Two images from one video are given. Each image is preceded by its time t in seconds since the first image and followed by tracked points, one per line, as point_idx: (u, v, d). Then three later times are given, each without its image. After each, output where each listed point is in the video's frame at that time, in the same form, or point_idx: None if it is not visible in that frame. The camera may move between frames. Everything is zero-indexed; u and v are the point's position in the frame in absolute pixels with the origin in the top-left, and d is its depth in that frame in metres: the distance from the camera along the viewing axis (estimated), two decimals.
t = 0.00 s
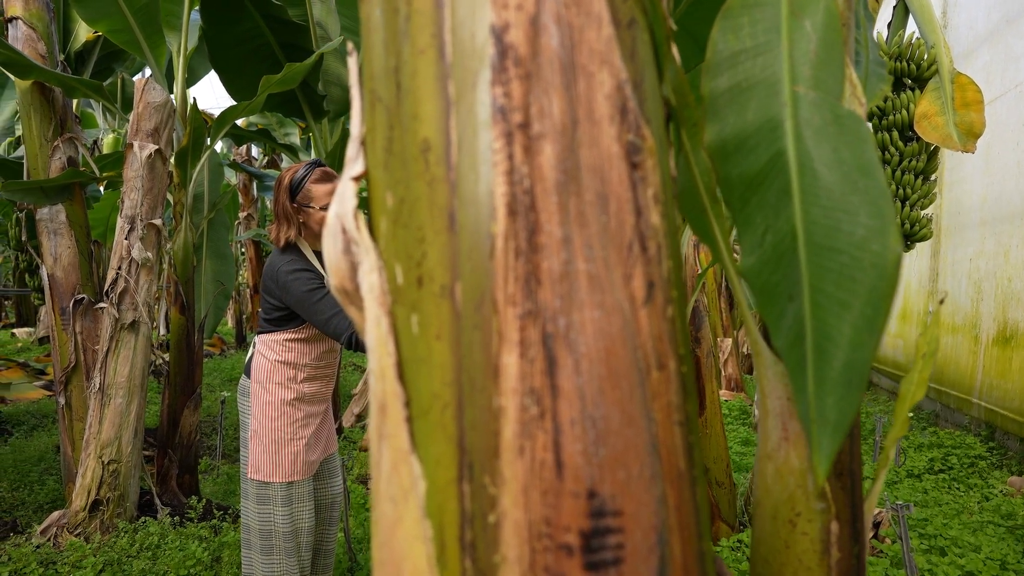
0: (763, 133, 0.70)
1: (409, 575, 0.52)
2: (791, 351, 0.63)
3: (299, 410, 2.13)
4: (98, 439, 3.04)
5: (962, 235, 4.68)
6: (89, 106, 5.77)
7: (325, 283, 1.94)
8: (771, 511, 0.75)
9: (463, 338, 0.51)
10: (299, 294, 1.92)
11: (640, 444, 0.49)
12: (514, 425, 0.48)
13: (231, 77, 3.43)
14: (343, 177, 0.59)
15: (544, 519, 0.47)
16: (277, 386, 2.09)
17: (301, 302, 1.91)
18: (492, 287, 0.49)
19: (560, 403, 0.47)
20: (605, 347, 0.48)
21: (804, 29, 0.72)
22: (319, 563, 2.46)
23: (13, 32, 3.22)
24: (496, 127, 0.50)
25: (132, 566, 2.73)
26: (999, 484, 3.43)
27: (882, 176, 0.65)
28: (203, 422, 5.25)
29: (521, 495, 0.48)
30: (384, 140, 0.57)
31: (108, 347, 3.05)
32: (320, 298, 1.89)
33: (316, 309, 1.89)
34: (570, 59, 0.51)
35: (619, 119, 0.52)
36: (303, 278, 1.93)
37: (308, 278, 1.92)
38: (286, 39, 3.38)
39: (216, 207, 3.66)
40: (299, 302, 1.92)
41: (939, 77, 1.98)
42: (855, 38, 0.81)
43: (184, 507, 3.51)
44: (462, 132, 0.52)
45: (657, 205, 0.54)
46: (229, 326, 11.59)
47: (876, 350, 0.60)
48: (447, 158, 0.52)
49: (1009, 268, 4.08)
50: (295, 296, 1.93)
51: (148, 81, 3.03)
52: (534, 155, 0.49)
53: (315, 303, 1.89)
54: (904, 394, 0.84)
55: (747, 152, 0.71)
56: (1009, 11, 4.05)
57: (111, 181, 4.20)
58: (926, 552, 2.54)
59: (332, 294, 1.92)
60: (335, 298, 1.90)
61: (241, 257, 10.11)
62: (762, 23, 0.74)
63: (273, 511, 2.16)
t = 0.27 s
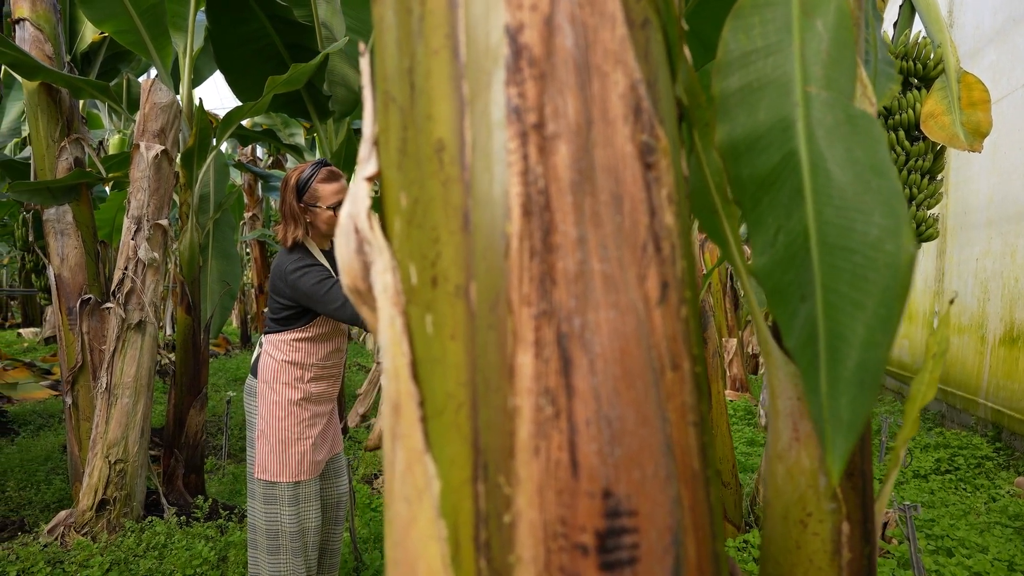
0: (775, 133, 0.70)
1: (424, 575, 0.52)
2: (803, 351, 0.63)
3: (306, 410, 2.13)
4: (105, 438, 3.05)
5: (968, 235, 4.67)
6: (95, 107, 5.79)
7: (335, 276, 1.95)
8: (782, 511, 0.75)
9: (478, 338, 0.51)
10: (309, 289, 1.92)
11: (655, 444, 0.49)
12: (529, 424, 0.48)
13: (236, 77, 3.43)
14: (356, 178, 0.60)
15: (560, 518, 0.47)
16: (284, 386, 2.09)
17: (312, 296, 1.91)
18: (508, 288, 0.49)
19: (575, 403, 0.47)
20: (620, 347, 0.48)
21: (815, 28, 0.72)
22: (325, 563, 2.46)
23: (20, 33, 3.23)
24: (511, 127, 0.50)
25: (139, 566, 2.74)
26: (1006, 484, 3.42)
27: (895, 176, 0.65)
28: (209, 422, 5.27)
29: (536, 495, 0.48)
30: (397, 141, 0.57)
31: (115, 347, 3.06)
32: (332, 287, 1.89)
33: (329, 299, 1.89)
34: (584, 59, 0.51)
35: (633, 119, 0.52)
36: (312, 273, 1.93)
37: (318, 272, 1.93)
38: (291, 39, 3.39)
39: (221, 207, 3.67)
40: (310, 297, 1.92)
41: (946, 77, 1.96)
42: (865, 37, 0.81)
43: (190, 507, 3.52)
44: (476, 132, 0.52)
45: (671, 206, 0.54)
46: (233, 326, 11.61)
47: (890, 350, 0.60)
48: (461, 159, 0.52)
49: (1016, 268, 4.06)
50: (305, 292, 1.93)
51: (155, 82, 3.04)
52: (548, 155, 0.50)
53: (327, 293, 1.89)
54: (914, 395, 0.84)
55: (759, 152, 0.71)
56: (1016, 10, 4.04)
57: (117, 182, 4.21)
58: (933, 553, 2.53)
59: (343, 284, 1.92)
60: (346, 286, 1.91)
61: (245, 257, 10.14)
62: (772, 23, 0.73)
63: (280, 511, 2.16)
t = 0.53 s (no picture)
0: (788, 134, 0.70)
1: None
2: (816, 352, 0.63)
3: (313, 410, 2.13)
4: (112, 438, 3.06)
5: (975, 235, 4.65)
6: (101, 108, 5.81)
7: (341, 269, 1.95)
8: (793, 513, 0.74)
9: (492, 340, 0.51)
10: (317, 283, 1.92)
11: (670, 445, 0.49)
12: (544, 426, 0.48)
13: (242, 77, 3.45)
14: (371, 179, 0.60)
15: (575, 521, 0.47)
16: (292, 386, 2.09)
17: (319, 290, 1.91)
18: (523, 289, 0.49)
19: (591, 405, 0.47)
20: (635, 349, 0.48)
21: (828, 28, 0.71)
22: (331, 563, 2.46)
23: (27, 35, 3.24)
24: (525, 130, 0.50)
25: (146, 565, 2.75)
26: (1013, 485, 3.40)
27: (909, 176, 0.64)
28: (215, 422, 5.28)
29: (551, 498, 0.48)
30: (411, 143, 0.57)
31: (122, 347, 3.07)
32: (340, 278, 1.89)
33: (338, 290, 1.89)
34: (599, 61, 0.51)
35: (648, 120, 0.52)
36: (319, 269, 1.93)
37: (324, 266, 1.93)
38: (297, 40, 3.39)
39: (227, 208, 3.68)
40: (318, 291, 1.92)
41: (953, 76, 1.95)
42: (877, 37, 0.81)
43: (197, 506, 3.53)
44: (490, 134, 0.52)
45: (685, 208, 0.54)
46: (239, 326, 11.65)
47: (905, 352, 0.59)
48: (476, 160, 0.52)
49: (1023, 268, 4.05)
50: (314, 288, 1.93)
51: (162, 82, 3.05)
52: (563, 157, 0.49)
53: (335, 285, 1.89)
54: (926, 395, 0.83)
55: (771, 153, 0.71)
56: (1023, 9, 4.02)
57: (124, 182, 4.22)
58: (941, 554, 2.52)
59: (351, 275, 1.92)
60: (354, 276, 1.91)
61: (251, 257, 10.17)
62: (784, 24, 0.73)
63: (287, 511, 2.16)
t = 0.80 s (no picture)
0: (800, 134, 0.70)
1: None
2: (830, 354, 0.63)
3: (319, 411, 2.13)
4: (119, 438, 3.07)
5: (982, 235, 4.63)
6: (107, 109, 5.83)
7: (349, 268, 1.95)
8: (804, 515, 0.73)
9: (507, 341, 0.51)
10: (325, 283, 1.92)
11: (686, 447, 0.48)
12: (559, 428, 0.48)
13: (248, 79, 3.44)
14: (383, 180, 0.60)
15: (590, 522, 0.47)
16: (298, 386, 2.10)
17: (327, 291, 1.91)
18: (538, 290, 0.49)
19: (607, 406, 0.47)
20: (651, 350, 0.48)
21: (840, 27, 0.71)
22: (337, 563, 2.47)
23: (35, 36, 3.26)
24: (540, 130, 0.50)
25: (153, 565, 2.75)
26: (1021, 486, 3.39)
27: (923, 177, 0.64)
28: (221, 422, 5.30)
29: (567, 499, 0.48)
30: (424, 144, 0.57)
31: (129, 347, 3.08)
32: (348, 278, 1.90)
33: (346, 289, 1.89)
34: (614, 61, 0.51)
35: (662, 121, 0.52)
36: (326, 268, 1.93)
37: (332, 266, 1.93)
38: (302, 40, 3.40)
39: (233, 208, 3.69)
40: (326, 291, 1.92)
41: (960, 75, 1.94)
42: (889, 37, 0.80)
43: (203, 506, 3.54)
44: (505, 135, 0.52)
45: (700, 209, 0.54)
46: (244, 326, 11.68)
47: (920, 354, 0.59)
48: (490, 161, 0.52)
49: None
50: (321, 288, 1.93)
51: (168, 83, 3.05)
52: (578, 158, 0.49)
53: (343, 284, 1.89)
54: (937, 397, 0.82)
55: (783, 153, 0.70)
56: None
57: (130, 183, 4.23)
58: (949, 556, 2.51)
59: (358, 274, 1.93)
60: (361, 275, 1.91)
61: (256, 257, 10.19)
62: (796, 24, 0.73)
63: (293, 511, 2.17)
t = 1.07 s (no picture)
0: (814, 136, 0.70)
1: None
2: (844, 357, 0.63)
3: (326, 411, 2.14)
4: (126, 438, 3.08)
5: (989, 235, 4.61)
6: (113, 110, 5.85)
7: (356, 269, 1.95)
8: (816, 516, 0.72)
9: (523, 343, 0.50)
10: (332, 284, 1.92)
11: (703, 450, 0.48)
12: (576, 431, 0.48)
13: (255, 78, 3.46)
14: (396, 182, 0.60)
15: (607, 526, 0.47)
16: (306, 386, 2.10)
17: (335, 291, 1.92)
18: (554, 293, 0.49)
19: (623, 409, 0.47)
20: (668, 353, 0.48)
21: (855, 28, 0.71)
22: (344, 563, 2.47)
23: (43, 37, 3.27)
24: (557, 132, 0.50)
25: (160, 564, 2.76)
26: None
27: (939, 179, 0.64)
28: (226, 421, 5.31)
29: (584, 502, 0.47)
30: (439, 146, 0.57)
31: (136, 347, 3.09)
32: (355, 278, 1.90)
33: (353, 289, 1.89)
34: (630, 63, 0.51)
35: (679, 123, 0.52)
36: (333, 269, 1.93)
37: (339, 266, 1.93)
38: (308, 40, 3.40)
39: (239, 208, 3.69)
40: (334, 291, 1.92)
41: (967, 75, 1.93)
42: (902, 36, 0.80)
43: (209, 506, 3.55)
44: (521, 137, 0.51)
45: (716, 211, 0.53)
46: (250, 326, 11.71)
47: (937, 357, 0.59)
48: (506, 163, 0.52)
49: None
50: (328, 288, 1.93)
51: (175, 84, 3.06)
52: (595, 160, 0.49)
53: (351, 285, 1.89)
54: (949, 399, 0.81)
55: (796, 155, 0.70)
56: None
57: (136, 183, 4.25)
58: (956, 558, 2.50)
59: (365, 274, 1.92)
60: (369, 275, 1.91)
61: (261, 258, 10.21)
62: (809, 25, 0.72)
63: (300, 511, 2.17)
